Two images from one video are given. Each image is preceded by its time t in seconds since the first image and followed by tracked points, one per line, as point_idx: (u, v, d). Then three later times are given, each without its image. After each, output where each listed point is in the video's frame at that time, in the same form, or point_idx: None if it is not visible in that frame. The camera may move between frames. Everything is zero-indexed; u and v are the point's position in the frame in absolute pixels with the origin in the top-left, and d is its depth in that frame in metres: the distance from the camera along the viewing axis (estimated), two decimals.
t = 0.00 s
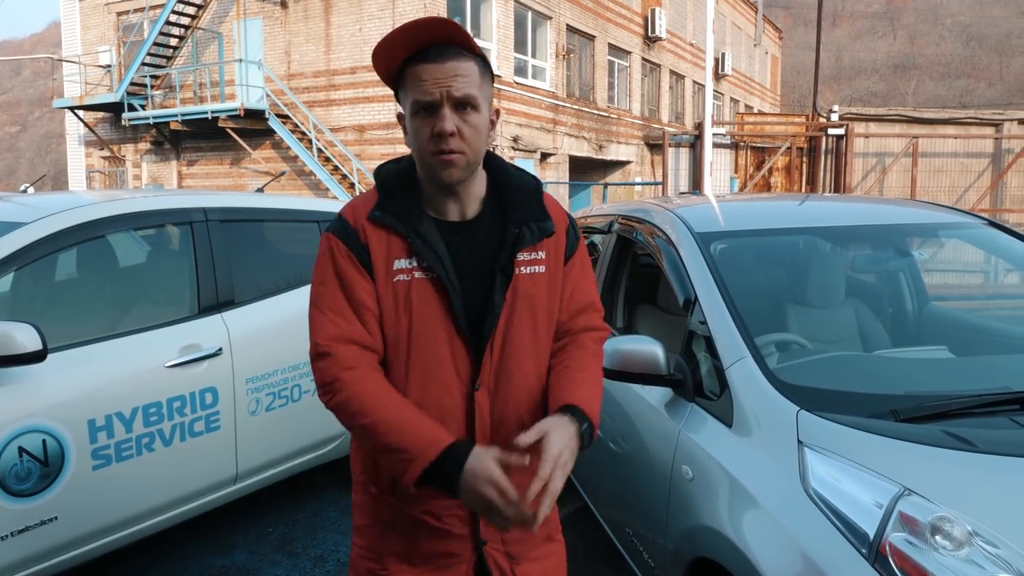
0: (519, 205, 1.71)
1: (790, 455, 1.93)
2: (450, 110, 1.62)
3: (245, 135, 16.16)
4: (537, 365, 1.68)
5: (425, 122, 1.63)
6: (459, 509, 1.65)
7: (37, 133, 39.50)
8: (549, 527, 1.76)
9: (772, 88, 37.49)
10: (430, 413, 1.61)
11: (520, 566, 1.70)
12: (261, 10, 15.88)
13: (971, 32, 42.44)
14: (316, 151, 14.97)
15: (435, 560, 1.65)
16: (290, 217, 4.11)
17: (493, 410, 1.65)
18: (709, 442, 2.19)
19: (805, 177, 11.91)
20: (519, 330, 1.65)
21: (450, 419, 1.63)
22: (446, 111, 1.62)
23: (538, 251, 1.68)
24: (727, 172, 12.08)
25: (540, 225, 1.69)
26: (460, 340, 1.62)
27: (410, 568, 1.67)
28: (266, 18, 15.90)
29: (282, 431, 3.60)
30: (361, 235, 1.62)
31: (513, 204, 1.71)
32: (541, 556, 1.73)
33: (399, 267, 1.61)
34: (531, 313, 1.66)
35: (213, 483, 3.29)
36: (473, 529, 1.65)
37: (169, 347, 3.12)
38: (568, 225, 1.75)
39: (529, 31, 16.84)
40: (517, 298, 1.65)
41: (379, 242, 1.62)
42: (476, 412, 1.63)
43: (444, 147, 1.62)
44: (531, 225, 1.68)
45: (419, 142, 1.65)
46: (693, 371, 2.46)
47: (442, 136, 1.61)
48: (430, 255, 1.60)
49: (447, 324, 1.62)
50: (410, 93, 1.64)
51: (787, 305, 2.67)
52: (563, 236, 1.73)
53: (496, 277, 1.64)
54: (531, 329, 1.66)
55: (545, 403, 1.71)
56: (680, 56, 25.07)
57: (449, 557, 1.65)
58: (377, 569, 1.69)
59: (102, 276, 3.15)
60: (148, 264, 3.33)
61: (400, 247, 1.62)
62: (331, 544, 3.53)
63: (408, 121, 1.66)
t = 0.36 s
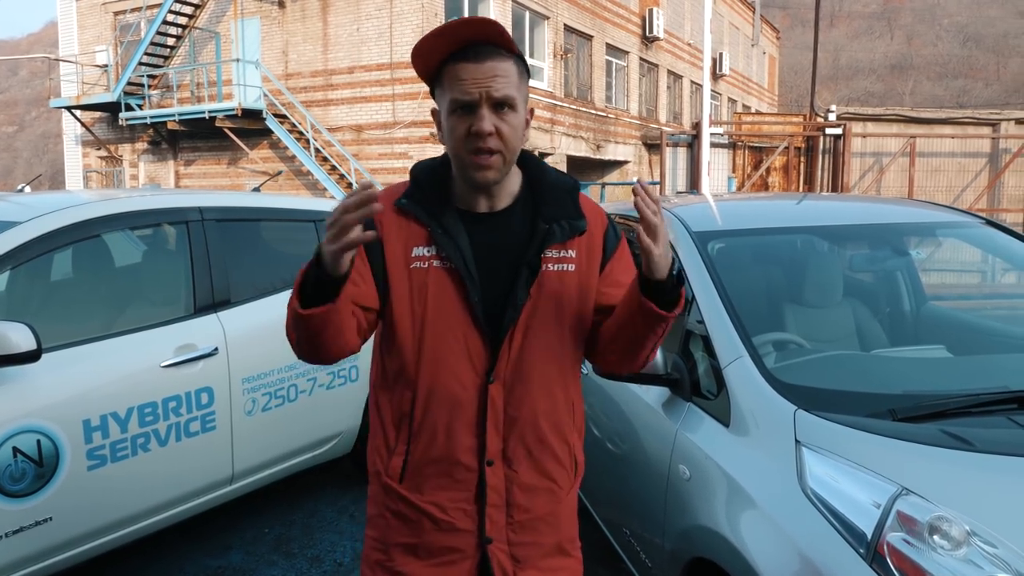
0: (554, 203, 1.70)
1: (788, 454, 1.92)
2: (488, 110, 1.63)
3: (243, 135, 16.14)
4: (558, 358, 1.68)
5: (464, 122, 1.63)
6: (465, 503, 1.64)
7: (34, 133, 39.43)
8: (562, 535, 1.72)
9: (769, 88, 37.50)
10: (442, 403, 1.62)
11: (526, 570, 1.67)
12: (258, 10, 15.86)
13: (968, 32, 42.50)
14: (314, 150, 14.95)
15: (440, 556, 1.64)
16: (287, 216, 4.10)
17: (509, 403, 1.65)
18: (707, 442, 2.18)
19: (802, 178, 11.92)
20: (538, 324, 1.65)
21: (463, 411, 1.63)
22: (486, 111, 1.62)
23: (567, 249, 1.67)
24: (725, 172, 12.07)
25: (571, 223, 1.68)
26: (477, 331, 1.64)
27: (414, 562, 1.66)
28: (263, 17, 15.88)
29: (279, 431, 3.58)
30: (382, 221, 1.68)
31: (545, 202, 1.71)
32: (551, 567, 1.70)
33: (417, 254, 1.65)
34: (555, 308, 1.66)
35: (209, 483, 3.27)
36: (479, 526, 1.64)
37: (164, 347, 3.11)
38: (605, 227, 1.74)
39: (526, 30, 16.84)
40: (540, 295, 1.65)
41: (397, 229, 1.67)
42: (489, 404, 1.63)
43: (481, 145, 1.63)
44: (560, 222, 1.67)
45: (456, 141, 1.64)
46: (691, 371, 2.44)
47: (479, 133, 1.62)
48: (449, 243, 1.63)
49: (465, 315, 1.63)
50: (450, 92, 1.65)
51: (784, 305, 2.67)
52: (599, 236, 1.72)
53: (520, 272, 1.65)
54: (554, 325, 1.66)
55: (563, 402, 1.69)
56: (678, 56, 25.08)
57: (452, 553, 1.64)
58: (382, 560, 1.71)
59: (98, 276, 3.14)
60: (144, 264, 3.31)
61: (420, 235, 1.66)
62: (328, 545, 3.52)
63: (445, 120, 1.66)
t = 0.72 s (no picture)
0: (564, 212, 1.69)
1: (785, 454, 1.92)
2: (498, 101, 1.63)
3: (240, 135, 16.13)
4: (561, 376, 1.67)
5: (474, 115, 1.64)
6: (458, 508, 1.67)
7: (31, 133, 39.38)
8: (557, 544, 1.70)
9: (767, 88, 37.54)
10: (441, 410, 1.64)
11: None
12: (256, 10, 15.85)
13: (966, 32, 41.50)
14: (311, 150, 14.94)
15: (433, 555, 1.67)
16: (285, 216, 4.10)
17: (508, 412, 1.65)
18: (705, 441, 2.18)
19: (800, 178, 11.92)
20: (541, 336, 1.64)
21: (461, 418, 1.64)
22: (495, 103, 1.63)
23: (573, 258, 1.66)
24: (722, 172, 12.10)
25: (580, 233, 1.66)
26: (479, 342, 1.64)
27: (409, 559, 1.69)
28: (261, 17, 15.88)
29: (277, 431, 3.59)
30: (393, 225, 1.70)
31: (554, 212, 1.70)
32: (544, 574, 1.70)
33: (423, 260, 1.67)
34: (558, 323, 1.65)
35: (206, 483, 3.27)
36: (472, 529, 1.67)
37: (162, 347, 3.11)
38: (616, 239, 1.71)
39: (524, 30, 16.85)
40: (542, 305, 1.64)
41: (407, 235, 1.69)
42: (486, 413, 1.63)
43: (490, 138, 1.64)
44: (565, 233, 1.66)
45: (466, 135, 1.66)
46: (688, 370, 2.45)
47: (489, 127, 1.62)
48: (454, 252, 1.63)
49: (465, 324, 1.64)
50: (460, 85, 1.66)
51: (782, 304, 2.67)
52: (608, 248, 1.70)
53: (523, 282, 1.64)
54: (557, 335, 1.65)
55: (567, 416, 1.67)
56: (676, 56, 25.10)
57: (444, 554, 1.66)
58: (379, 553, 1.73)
59: (96, 276, 3.13)
60: (141, 264, 3.31)
61: (427, 241, 1.67)
62: (326, 545, 3.52)
63: (456, 114, 1.67)
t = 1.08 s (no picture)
0: (556, 211, 1.73)
1: (783, 451, 1.94)
2: (500, 114, 1.66)
3: (239, 136, 16.14)
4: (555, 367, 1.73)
5: (476, 126, 1.67)
6: (464, 509, 1.67)
7: (29, 133, 39.34)
8: (559, 536, 1.74)
9: (765, 89, 37.59)
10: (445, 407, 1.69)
11: (524, 571, 1.70)
12: (254, 10, 15.86)
13: (964, 33, 42.05)
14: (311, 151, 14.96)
15: (441, 554, 1.69)
16: (285, 217, 4.12)
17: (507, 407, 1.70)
18: (703, 439, 2.21)
19: (797, 178, 11.95)
20: (535, 332, 1.69)
21: (465, 415, 1.69)
22: (498, 116, 1.65)
23: (565, 255, 1.70)
24: (721, 172, 12.14)
25: (571, 230, 1.70)
26: (477, 338, 1.68)
27: (419, 560, 1.72)
28: (260, 18, 15.89)
29: (279, 430, 3.61)
30: (392, 227, 1.74)
31: (547, 210, 1.74)
32: (550, 567, 1.73)
33: (424, 261, 1.70)
34: (552, 317, 1.70)
35: (208, 482, 3.29)
36: (478, 529, 1.67)
37: (164, 347, 3.12)
38: (605, 231, 1.76)
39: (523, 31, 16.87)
40: (538, 302, 1.68)
41: (408, 236, 1.72)
42: (487, 410, 1.68)
43: (492, 151, 1.67)
44: (558, 230, 1.70)
45: (467, 145, 1.68)
46: (687, 369, 2.47)
47: (491, 140, 1.65)
48: (454, 251, 1.67)
49: (465, 324, 1.68)
50: (461, 94, 1.67)
51: (780, 304, 2.69)
52: (598, 242, 1.74)
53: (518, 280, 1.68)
54: (551, 330, 1.70)
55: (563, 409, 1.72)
56: (674, 57, 25.14)
57: (452, 553, 1.68)
58: (387, 554, 1.76)
59: (97, 276, 3.15)
60: (142, 263, 3.32)
61: (427, 241, 1.71)
62: (326, 543, 3.54)
63: (456, 121, 1.69)
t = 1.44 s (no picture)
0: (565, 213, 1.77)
1: (781, 450, 1.97)
2: (513, 115, 1.68)
3: (238, 136, 16.15)
4: (563, 367, 1.77)
5: (490, 127, 1.69)
6: (479, 507, 1.69)
7: (27, 133, 39.25)
8: (571, 531, 1.78)
9: (763, 89, 37.66)
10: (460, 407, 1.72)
11: (538, 566, 1.73)
12: (253, 10, 15.88)
13: (961, 34, 42.21)
14: (310, 151, 14.97)
15: (455, 552, 1.71)
16: (286, 217, 4.15)
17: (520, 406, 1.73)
18: (702, 438, 2.23)
19: (795, 178, 11.98)
20: (548, 333, 1.73)
21: (479, 415, 1.72)
22: (511, 117, 1.68)
23: (575, 257, 1.74)
24: (719, 172, 12.16)
25: (580, 232, 1.74)
26: (492, 341, 1.71)
27: (433, 558, 1.73)
28: (258, 18, 15.91)
29: (281, 429, 3.63)
30: (403, 230, 1.74)
31: (556, 212, 1.77)
32: (561, 560, 1.76)
33: (437, 264, 1.72)
34: (562, 318, 1.74)
35: (210, 481, 3.31)
36: (493, 526, 1.69)
37: (167, 347, 3.15)
38: (609, 231, 1.81)
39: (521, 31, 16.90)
40: (549, 303, 1.72)
41: (420, 239, 1.73)
42: (501, 410, 1.71)
43: (506, 153, 1.69)
44: (569, 232, 1.73)
45: (481, 147, 1.70)
46: (686, 368, 2.50)
47: (505, 141, 1.68)
48: (468, 254, 1.69)
49: (479, 325, 1.71)
50: (475, 96, 1.69)
51: (778, 304, 2.72)
52: (605, 243, 1.79)
53: (530, 282, 1.71)
54: (561, 330, 1.74)
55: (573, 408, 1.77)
56: (672, 57, 25.19)
57: (467, 551, 1.70)
58: (399, 553, 1.77)
59: (99, 277, 3.17)
60: (144, 264, 3.34)
61: (440, 245, 1.72)
62: (328, 541, 3.56)
63: (469, 123, 1.71)
